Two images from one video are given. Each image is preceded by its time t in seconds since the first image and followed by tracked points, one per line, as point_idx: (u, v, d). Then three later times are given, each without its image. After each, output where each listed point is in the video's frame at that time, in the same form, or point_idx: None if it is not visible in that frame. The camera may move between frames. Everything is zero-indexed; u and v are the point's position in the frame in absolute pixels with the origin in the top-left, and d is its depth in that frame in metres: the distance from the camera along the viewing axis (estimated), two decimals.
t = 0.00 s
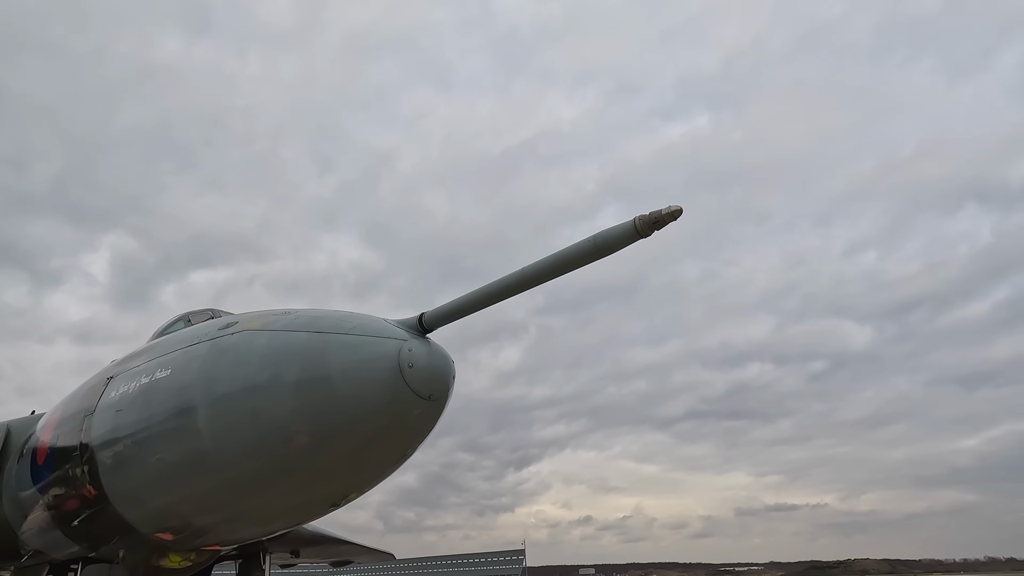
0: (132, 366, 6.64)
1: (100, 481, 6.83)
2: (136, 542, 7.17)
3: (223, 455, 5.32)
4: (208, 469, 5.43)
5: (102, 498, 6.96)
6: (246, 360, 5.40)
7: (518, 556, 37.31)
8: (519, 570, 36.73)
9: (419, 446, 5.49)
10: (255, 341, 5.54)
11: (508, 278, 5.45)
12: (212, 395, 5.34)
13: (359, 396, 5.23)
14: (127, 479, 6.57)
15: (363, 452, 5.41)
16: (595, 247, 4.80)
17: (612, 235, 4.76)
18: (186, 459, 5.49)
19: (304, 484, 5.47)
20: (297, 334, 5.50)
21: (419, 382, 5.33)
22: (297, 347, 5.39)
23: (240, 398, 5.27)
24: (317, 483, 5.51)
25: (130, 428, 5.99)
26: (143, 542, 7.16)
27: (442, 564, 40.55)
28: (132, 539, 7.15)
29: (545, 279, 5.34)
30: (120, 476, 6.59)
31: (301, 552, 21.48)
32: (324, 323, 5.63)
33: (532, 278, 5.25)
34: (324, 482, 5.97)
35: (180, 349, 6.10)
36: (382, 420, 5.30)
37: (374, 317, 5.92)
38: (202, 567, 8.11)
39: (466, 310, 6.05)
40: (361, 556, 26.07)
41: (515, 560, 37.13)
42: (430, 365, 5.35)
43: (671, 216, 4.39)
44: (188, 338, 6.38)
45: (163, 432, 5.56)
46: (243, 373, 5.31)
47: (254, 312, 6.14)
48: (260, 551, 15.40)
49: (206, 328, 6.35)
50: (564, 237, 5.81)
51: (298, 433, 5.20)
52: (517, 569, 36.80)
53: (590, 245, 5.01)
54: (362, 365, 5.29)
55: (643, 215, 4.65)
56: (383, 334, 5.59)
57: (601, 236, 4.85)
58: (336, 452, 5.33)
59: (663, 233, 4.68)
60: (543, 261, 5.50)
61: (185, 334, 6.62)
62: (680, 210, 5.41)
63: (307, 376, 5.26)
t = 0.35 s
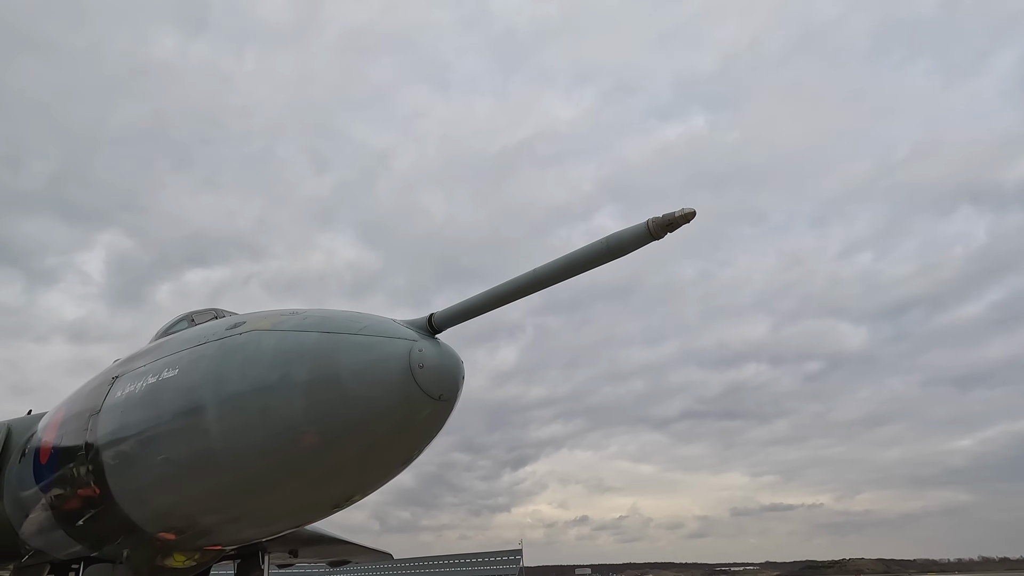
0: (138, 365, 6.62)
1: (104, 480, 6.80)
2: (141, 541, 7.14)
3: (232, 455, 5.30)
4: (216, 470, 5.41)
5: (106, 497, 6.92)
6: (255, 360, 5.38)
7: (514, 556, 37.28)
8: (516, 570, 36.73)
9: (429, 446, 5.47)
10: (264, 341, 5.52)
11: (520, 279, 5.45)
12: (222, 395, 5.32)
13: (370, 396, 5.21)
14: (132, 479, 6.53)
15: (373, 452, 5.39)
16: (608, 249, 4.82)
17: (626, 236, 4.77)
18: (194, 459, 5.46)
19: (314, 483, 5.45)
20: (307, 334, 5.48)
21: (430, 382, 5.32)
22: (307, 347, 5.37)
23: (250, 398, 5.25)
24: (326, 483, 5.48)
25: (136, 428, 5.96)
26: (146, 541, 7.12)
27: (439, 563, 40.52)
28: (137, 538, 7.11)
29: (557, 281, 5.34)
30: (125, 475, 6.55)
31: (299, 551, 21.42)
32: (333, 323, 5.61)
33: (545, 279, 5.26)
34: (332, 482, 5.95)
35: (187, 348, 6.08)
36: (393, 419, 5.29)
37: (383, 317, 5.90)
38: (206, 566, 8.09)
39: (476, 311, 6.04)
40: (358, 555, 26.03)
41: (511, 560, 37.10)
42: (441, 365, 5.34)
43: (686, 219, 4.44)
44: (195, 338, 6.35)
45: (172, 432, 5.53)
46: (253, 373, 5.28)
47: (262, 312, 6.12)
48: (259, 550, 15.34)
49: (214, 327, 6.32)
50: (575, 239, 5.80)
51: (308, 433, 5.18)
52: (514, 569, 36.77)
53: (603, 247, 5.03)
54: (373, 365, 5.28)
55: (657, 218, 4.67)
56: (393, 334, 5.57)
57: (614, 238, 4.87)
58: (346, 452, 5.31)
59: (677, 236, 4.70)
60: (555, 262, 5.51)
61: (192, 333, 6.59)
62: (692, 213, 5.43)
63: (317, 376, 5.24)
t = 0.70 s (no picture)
0: (144, 365, 6.59)
1: (108, 479, 6.76)
2: (144, 540, 7.09)
3: (240, 455, 5.26)
4: (223, 470, 5.37)
5: (109, 495, 6.88)
6: (264, 360, 5.36)
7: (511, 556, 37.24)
8: (513, 570, 36.76)
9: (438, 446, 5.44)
10: (273, 340, 5.50)
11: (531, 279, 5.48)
12: (230, 394, 5.29)
13: (380, 395, 5.19)
14: (137, 478, 6.49)
15: (382, 451, 5.36)
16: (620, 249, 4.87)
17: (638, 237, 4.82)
18: (201, 458, 5.43)
19: (322, 483, 5.41)
20: (316, 333, 5.46)
21: (439, 382, 5.30)
22: (316, 346, 5.35)
23: (259, 398, 5.22)
24: (335, 483, 5.45)
25: (142, 427, 5.92)
26: (149, 540, 7.07)
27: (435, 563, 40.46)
28: (140, 537, 7.07)
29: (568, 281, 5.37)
30: (129, 474, 6.51)
31: (297, 551, 21.34)
32: (342, 323, 5.59)
33: (556, 279, 5.29)
34: (338, 482, 5.91)
35: (194, 347, 6.05)
36: (403, 419, 5.26)
37: (392, 317, 5.88)
38: (209, 566, 8.05)
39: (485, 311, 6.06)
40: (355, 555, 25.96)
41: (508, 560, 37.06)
42: (451, 365, 5.32)
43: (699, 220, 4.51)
44: (201, 337, 6.33)
45: (179, 431, 5.51)
46: (262, 372, 5.26)
47: (270, 311, 6.10)
48: (257, 550, 15.27)
49: (221, 326, 6.30)
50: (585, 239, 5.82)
51: (317, 433, 5.15)
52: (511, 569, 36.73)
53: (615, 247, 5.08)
54: (382, 364, 5.25)
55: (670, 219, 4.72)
56: (403, 334, 5.55)
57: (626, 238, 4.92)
58: (355, 452, 5.28)
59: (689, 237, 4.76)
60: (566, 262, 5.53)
61: (198, 333, 6.56)
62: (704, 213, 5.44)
63: (327, 375, 5.22)
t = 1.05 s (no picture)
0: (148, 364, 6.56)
1: (110, 478, 6.71)
2: (145, 539, 7.05)
3: (245, 455, 5.23)
4: (228, 470, 5.33)
5: (110, 494, 6.84)
6: (270, 359, 5.34)
7: (506, 557, 37.20)
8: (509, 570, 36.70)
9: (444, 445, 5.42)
10: (278, 339, 5.48)
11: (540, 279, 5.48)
12: (236, 393, 5.27)
13: (387, 395, 5.17)
14: (139, 477, 6.45)
15: (388, 451, 5.33)
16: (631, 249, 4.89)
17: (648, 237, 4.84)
18: (206, 458, 5.39)
19: (328, 483, 5.38)
20: (322, 333, 5.44)
21: (447, 382, 5.29)
22: (323, 346, 5.33)
23: (265, 397, 5.20)
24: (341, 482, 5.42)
25: (145, 425, 5.89)
26: (150, 539, 7.03)
27: (432, 563, 40.40)
28: (141, 536, 7.02)
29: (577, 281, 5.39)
30: (131, 473, 6.47)
31: (294, 551, 21.27)
32: (349, 322, 5.57)
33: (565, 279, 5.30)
34: (343, 482, 5.88)
35: (198, 346, 6.02)
36: (409, 419, 5.24)
37: (398, 316, 5.86)
38: (210, 565, 8.01)
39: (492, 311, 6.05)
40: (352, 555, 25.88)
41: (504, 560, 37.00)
42: (458, 364, 5.30)
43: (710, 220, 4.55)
44: (205, 335, 6.30)
45: (183, 430, 5.48)
46: (268, 372, 5.24)
47: (274, 310, 6.08)
48: (254, 549, 15.19)
49: (225, 325, 6.28)
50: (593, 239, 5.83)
51: (324, 432, 5.13)
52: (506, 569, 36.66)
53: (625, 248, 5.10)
54: (390, 364, 5.23)
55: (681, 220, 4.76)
56: (409, 333, 5.54)
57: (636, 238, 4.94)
58: (361, 452, 5.25)
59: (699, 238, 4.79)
60: (576, 262, 5.53)
61: (201, 331, 6.54)
62: (715, 214, 5.46)
63: (333, 375, 5.20)
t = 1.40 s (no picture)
0: (150, 361, 6.52)
1: (110, 476, 6.66)
2: (145, 537, 7.00)
3: (251, 452, 5.19)
4: (232, 467, 5.28)
5: (110, 491, 6.78)
6: (276, 356, 5.31)
7: (502, 556, 37.18)
8: (505, 570, 36.67)
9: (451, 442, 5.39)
10: (284, 336, 5.45)
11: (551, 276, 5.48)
12: (241, 389, 5.24)
13: (394, 392, 5.14)
14: (140, 475, 6.39)
15: (395, 448, 5.30)
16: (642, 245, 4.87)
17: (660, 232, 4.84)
18: (210, 455, 5.34)
19: (333, 480, 5.34)
20: (328, 329, 5.41)
21: (454, 378, 5.26)
22: (329, 342, 5.30)
23: (271, 393, 5.16)
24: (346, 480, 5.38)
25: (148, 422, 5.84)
26: (151, 537, 6.98)
27: (427, 562, 40.33)
28: (142, 534, 6.97)
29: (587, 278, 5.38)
30: (132, 471, 6.42)
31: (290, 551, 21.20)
32: (355, 319, 5.55)
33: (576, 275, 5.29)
34: (347, 480, 5.84)
35: (201, 342, 5.99)
36: (417, 416, 5.21)
37: (404, 314, 5.84)
38: (210, 564, 7.96)
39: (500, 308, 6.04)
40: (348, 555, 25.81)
41: (499, 560, 36.96)
42: (465, 361, 5.27)
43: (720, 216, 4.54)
44: (208, 332, 6.26)
45: (187, 427, 5.43)
46: (274, 368, 5.21)
47: (279, 306, 6.04)
48: (251, 548, 15.11)
49: (229, 322, 6.24)
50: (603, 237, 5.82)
51: (330, 429, 5.09)
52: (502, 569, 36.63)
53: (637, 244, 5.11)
54: (397, 360, 5.21)
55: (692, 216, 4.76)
56: (416, 330, 5.51)
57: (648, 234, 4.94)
58: (368, 449, 5.22)
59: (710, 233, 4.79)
60: (584, 259, 5.53)
61: (204, 328, 6.50)
62: (726, 211, 5.46)
63: (340, 371, 5.17)
